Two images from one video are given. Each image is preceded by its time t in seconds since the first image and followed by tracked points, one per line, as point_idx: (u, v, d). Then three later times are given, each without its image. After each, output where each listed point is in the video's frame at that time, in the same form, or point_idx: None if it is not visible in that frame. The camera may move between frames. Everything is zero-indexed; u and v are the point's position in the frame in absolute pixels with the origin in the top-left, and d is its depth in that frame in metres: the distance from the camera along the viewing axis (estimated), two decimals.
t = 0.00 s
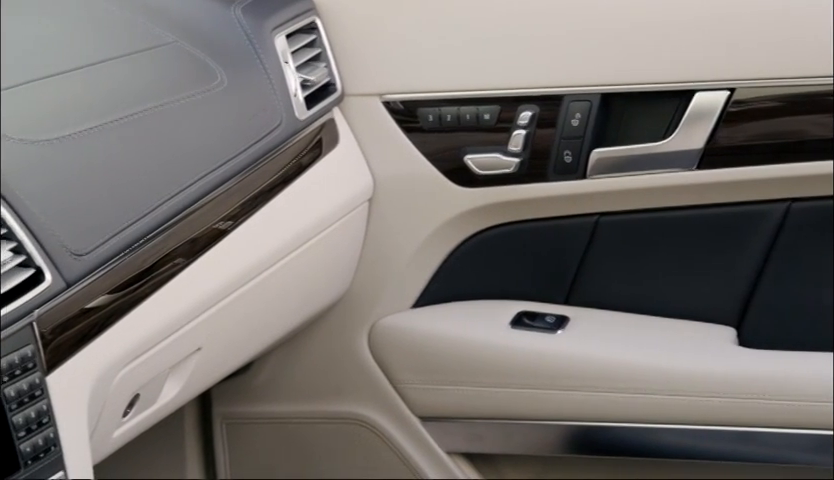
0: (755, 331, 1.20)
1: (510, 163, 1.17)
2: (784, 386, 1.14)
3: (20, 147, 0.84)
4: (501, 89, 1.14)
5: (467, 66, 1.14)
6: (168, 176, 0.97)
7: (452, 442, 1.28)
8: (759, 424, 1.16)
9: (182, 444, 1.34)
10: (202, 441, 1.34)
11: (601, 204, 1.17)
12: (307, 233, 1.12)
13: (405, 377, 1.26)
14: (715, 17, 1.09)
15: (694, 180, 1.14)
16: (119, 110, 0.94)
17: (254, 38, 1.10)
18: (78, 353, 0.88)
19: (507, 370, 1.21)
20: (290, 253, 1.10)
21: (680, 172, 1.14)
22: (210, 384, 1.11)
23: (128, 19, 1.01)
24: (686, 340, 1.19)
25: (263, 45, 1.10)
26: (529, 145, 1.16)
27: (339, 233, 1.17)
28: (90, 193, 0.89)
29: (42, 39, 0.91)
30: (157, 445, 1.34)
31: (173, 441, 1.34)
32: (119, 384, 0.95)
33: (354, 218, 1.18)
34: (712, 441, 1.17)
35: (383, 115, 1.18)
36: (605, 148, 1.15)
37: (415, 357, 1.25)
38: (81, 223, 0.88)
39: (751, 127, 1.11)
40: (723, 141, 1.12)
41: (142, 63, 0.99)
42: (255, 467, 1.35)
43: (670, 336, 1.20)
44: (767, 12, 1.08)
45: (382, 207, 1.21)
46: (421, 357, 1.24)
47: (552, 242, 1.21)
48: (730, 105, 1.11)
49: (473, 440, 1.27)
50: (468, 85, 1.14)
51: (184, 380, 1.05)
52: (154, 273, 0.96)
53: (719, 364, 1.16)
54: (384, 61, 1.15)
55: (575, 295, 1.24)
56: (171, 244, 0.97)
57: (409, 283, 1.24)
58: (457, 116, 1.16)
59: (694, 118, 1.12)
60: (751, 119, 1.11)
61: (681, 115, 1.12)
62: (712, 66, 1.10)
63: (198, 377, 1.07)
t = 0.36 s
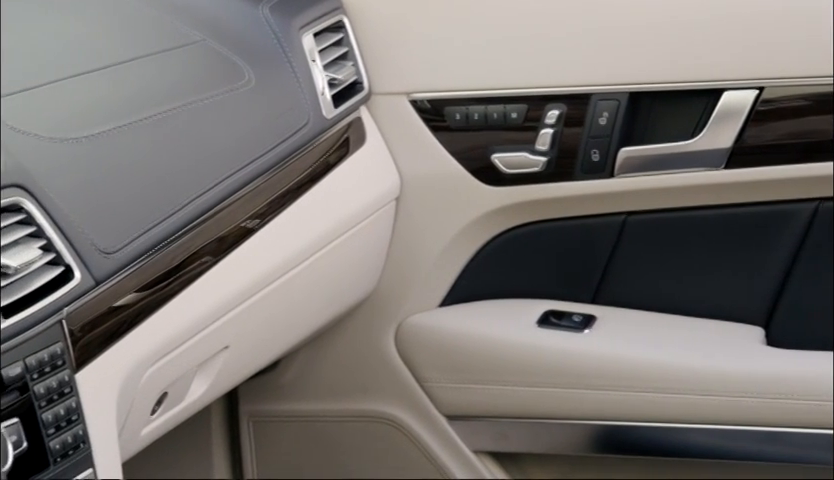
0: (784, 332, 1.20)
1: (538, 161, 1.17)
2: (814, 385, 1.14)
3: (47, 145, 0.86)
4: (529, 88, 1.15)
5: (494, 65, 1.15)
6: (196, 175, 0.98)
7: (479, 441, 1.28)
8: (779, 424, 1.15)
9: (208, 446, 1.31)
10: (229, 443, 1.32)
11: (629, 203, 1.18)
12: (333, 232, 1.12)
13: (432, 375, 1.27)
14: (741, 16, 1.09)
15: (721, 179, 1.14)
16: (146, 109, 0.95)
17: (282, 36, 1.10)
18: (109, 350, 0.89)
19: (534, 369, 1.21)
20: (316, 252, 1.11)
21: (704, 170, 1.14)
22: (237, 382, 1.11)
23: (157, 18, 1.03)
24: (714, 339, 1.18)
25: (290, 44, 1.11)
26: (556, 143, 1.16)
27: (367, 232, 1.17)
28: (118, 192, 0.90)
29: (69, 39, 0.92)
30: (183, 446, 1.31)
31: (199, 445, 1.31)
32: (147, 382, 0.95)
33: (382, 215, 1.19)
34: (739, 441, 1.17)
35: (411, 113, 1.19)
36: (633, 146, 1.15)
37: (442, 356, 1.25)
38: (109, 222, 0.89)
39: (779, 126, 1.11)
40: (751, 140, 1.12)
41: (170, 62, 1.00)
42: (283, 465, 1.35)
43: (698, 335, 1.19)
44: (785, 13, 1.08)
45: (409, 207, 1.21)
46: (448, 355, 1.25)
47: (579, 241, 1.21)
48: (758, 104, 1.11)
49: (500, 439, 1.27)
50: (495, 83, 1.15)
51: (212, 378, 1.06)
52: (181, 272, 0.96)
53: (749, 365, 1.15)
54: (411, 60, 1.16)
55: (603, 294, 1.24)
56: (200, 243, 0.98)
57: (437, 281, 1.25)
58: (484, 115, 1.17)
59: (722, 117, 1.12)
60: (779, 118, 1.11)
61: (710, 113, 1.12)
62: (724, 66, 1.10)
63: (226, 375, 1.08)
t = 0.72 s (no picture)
0: (813, 330, 1.21)
1: (567, 161, 1.19)
2: None
3: (78, 143, 0.87)
4: (557, 87, 1.16)
5: (522, 63, 1.16)
6: (226, 175, 0.99)
7: (506, 441, 1.28)
8: (790, 424, 1.17)
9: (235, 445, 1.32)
10: (256, 443, 1.33)
11: (659, 203, 1.19)
12: (362, 232, 1.13)
13: (460, 375, 1.27)
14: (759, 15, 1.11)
15: (752, 178, 1.15)
16: (174, 109, 0.96)
17: (311, 36, 1.13)
18: (138, 349, 0.90)
19: (563, 369, 1.22)
20: (345, 251, 1.12)
21: (734, 170, 1.16)
22: (265, 381, 1.12)
23: (188, 16, 1.04)
24: (742, 339, 1.20)
25: (320, 44, 1.13)
26: (585, 143, 1.18)
27: (393, 231, 1.18)
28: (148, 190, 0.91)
29: (99, 38, 0.94)
30: (210, 445, 1.32)
31: (225, 442, 1.32)
32: (177, 380, 0.96)
33: (411, 214, 1.20)
34: (767, 442, 1.18)
35: (440, 112, 1.20)
36: (662, 146, 1.17)
37: (469, 354, 1.26)
38: (139, 221, 0.90)
39: (808, 126, 1.13)
40: (780, 140, 1.14)
41: (199, 61, 1.02)
42: (309, 465, 1.36)
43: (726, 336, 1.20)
44: (799, 14, 1.11)
45: (437, 206, 1.22)
46: (477, 354, 1.25)
47: (607, 240, 1.23)
48: (789, 104, 1.13)
49: (529, 439, 1.27)
50: (523, 83, 1.17)
51: (240, 378, 1.07)
52: (210, 271, 0.97)
53: (778, 366, 1.17)
54: (440, 60, 1.18)
55: (631, 294, 1.25)
56: (229, 242, 0.99)
57: (466, 279, 1.25)
58: (513, 114, 1.18)
59: (752, 116, 1.14)
60: (808, 118, 1.13)
61: (739, 113, 1.14)
62: (746, 66, 1.12)
63: (254, 375, 1.09)
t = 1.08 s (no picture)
0: None
1: (595, 160, 1.19)
2: None
3: (106, 143, 0.88)
4: (585, 87, 1.16)
5: (550, 62, 1.16)
6: (254, 174, 0.99)
7: (534, 441, 1.28)
8: (811, 424, 1.18)
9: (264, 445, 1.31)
10: (285, 443, 1.33)
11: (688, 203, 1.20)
12: (390, 231, 1.14)
13: (487, 374, 1.27)
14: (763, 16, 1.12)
15: (783, 178, 1.16)
16: (200, 110, 0.97)
17: (340, 35, 1.13)
18: (168, 347, 0.91)
19: (592, 369, 1.22)
20: (373, 250, 1.12)
21: (767, 169, 1.16)
22: (293, 380, 1.12)
23: (217, 15, 1.06)
24: (771, 339, 1.20)
25: (348, 43, 1.14)
26: (614, 142, 1.18)
27: (420, 231, 1.18)
28: (177, 190, 0.92)
29: (129, 38, 0.97)
30: (239, 443, 1.32)
31: (254, 440, 1.32)
32: (206, 378, 0.97)
33: (439, 214, 1.20)
34: (791, 443, 1.19)
35: (468, 111, 1.20)
36: (692, 145, 1.17)
37: (497, 354, 1.26)
38: (168, 220, 0.91)
39: None
40: (811, 139, 1.15)
41: (226, 59, 1.03)
42: (337, 463, 1.36)
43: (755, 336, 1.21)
44: (800, 15, 1.12)
45: (465, 206, 1.22)
46: (506, 354, 1.25)
47: (635, 240, 1.23)
48: (819, 103, 1.14)
49: (556, 439, 1.27)
50: (552, 81, 1.17)
51: (268, 377, 1.07)
52: (238, 270, 0.98)
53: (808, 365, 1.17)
54: (468, 59, 1.18)
55: (659, 293, 1.26)
56: (257, 241, 0.99)
57: (494, 278, 1.26)
58: (541, 114, 1.18)
59: (783, 115, 1.14)
60: None
61: (769, 112, 1.15)
62: (757, 66, 1.13)
63: (281, 374, 1.09)
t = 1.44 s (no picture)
0: None
1: (622, 159, 1.19)
2: None
3: (133, 140, 0.91)
4: (613, 86, 1.17)
5: (578, 61, 1.16)
6: (281, 172, 1.00)
7: (560, 440, 1.29)
8: None
9: (291, 444, 1.31)
10: (311, 442, 1.33)
11: (715, 203, 1.20)
12: (415, 230, 1.14)
13: (513, 374, 1.27)
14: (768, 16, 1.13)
15: (810, 177, 1.17)
16: (224, 110, 0.99)
17: (366, 33, 1.14)
18: (195, 345, 0.91)
19: (620, 368, 1.22)
20: (400, 248, 1.13)
21: (793, 169, 1.17)
22: (320, 378, 1.13)
23: (242, 16, 1.10)
24: (793, 339, 1.21)
25: (374, 40, 1.14)
26: (641, 141, 1.18)
27: (445, 230, 1.18)
28: (203, 188, 0.93)
29: (157, 42, 1.01)
30: (267, 442, 1.31)
31: (282, 439, 1.31)
32: (233, 376, 0.97)
33: (465, 213, 1.20)
34: (817, 442, 1.19)
35: (495, 110, 1.20)
36: (719, 145, 1.17)
37: (523, 353, 1.26)
38: (195, 218, 0.91)
39: None
40: None
41: (252, 58, 1.06)
42: (363, 462, 1.37)
43: (780, 336, 1.21)
44: (800, 15, 1.12)
45: (492, 204, 1.22)
46: (532, 353, 1.25)
47: (661, 239, 1.24)
48: None
49: (583, 439, 1.27)
50: (580, 80, 1.17)
51: (294, 375, 1.08)
52: (264, 268, 0.98)
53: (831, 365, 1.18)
54: (496, 58, 1.18)
55: (686, 293, 1.26)
56: (282, 240, 1.00)
57: (521, 277, 1.26)
58: (568, 112, 1.18)
59: (811, 114, 1.15)
60: None
61: (797, 112, 1.15)
62: (785, 65, 1.14)
63: (307, 373, 1.10)
